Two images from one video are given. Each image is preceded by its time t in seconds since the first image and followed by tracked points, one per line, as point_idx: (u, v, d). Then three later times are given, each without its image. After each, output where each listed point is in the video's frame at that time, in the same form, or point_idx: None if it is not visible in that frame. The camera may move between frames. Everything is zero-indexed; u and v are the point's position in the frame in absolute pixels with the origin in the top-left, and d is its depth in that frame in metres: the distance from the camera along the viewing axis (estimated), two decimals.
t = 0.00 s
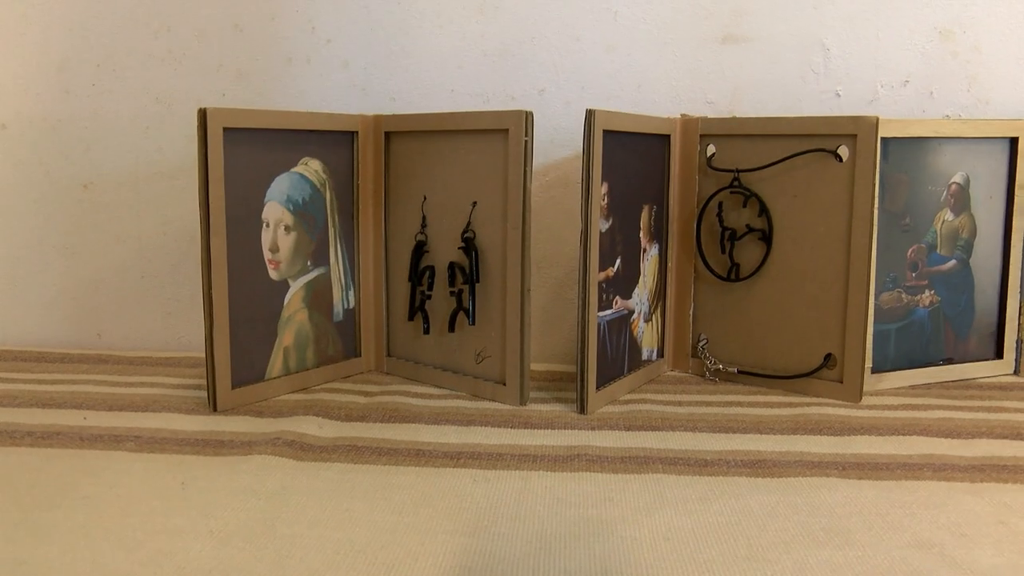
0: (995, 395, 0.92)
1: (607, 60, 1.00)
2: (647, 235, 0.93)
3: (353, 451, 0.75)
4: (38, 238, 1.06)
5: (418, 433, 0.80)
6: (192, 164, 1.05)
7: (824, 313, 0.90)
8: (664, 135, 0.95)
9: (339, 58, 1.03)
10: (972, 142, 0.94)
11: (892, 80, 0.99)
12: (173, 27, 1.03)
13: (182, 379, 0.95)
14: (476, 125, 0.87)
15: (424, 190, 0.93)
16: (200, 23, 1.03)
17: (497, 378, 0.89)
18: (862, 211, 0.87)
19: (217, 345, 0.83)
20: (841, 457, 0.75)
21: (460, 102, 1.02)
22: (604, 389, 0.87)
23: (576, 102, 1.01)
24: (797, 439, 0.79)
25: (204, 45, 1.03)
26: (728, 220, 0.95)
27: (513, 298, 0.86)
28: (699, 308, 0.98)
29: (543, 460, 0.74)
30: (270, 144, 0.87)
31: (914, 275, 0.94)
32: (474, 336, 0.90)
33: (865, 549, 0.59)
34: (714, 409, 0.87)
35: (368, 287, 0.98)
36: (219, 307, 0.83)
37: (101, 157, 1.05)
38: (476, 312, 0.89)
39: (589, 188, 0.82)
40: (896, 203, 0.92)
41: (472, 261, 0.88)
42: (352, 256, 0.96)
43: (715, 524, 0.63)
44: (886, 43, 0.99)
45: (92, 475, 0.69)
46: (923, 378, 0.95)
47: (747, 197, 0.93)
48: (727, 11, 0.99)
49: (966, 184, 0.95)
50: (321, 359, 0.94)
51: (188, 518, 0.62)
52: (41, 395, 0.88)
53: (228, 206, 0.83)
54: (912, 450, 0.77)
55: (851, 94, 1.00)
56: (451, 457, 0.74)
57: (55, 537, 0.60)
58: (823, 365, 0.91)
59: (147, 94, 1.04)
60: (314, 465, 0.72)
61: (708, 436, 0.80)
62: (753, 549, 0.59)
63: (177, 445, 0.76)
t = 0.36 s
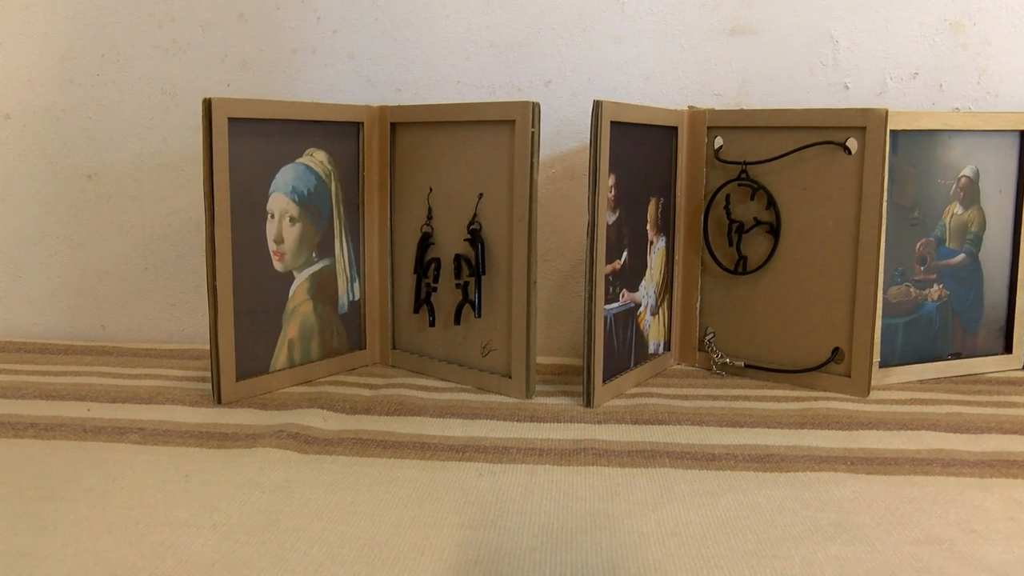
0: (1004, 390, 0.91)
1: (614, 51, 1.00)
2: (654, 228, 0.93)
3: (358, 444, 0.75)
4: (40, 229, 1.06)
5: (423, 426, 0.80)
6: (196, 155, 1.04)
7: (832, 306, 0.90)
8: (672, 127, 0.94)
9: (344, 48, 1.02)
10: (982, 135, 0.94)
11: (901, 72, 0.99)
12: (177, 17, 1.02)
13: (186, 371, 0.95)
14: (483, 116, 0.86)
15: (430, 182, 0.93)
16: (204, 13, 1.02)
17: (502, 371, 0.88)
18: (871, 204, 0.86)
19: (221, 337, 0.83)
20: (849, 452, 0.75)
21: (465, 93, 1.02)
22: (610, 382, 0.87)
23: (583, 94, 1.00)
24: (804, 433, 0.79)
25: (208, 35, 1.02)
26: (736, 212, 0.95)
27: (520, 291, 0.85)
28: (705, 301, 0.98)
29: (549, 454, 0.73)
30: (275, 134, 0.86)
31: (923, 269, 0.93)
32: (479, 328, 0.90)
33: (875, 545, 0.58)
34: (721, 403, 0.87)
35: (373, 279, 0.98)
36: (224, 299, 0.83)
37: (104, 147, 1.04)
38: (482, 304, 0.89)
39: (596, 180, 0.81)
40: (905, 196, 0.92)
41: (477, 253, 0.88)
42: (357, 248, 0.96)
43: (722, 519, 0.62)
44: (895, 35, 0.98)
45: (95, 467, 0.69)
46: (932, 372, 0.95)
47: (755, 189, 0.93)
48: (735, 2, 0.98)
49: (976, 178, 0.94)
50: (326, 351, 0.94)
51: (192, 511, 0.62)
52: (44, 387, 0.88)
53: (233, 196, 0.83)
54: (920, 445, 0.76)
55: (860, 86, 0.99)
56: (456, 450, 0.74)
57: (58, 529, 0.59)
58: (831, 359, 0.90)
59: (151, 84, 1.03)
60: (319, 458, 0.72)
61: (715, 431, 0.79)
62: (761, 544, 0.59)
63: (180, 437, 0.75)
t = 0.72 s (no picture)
0: (1010, 386, 0.92)
1: (618, 49, 1.00)
2: (660, 226, 0.93)
3: (368, 444, 0.75)
4: (46, 230, 1.06)
5: (432, 425, 0.80)
6: (201, 155, 1.04)
7: (838, 304, 0.90)
8: (677, 126, 0.94)
9: (349, 48, 1.02)
10: (987, 132, 0.94)
11: (906, 70, 0.99)
12: (182, 17, 1.02)
13: (193, 372, 0.95)
14: (489, 115, 0.86)
15: (437, 181, 0.93)
16: (209, 13, 1.02)
17: (510, 369, 0.89)
18: (877, 202, 0.87)
19: (229, 337, 0.83)
20: (858, 449, 0.75)
21: (470, 92, 1.02)
22: (617, 381, 0.87)
23: (588, 93, 1.00)
24: (812, 431, 0.79)
25: (213, 35, 1.02)
26: (742, 210, 0.95)
27: (527, 290, 0.85)
28: (711, 299, 0.98)
29: (559, 453, 0.73)
30: (281, 134, 0.86)
31: (928, 266, 0.93)
32: (487, 327, 0.90)
33: (887, 542, 0.59)
34: (728, 401, 0.87)
35: (380, 279, 0.98)
36: (232, 299, 0.83)
37: (109, 148, 1.04)
38: (489, 303, 0.89)
39: (604, 179, 0.82)
40: (911, 193, 0.92)
41: (485, 253, 0.88)
42: (364, 247, 0.96)
43: (734, 517, 0.62)
44: (900, 32, 0.98)
45: (106, 468, 0.69)
46: (938, 369, 0.95)
47: (761, 187, 0.93)
48: None
49: (981, 174, 0.94)
50: (333, 351, 0.94)
51: (205, 512, 0.62)
52: (51, 388, 0.88)
53: (240, 197, 0.83)
54: (929, 442, 0.76)
55: (864, 84, 0.99)
56: (466, 450, 0.74)
57: (71, 530, 0.59)
58: (837, 356, 0.90)
59: (156, 85, 1.03)
60: (329, 458, 0.72)
61: (724, 428, 0.79)
62: (774, 541, 0.59)
63: (190, 438, 0.75)
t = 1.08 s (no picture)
0: (1011, 389, 0.92)
1: (621, 53, 1.00)
2: (663, 230, 0.93)
3: (374, 447, 0.75)
4: (49, 233, 1.06)
5: (437, 428, 0.80)
6: (205, 158, 1.05)
7: (840, 307, 0.90)
8: (680, 130, 0.95)
9: (353, 52, 1.03)
10: (988, 136, 0.94)
11: (907, 74, 0.99)
12: (186, 21, 1.03)
13: (198, 374, 0.95)
14: (493, 119, 0.87)
15: (441, 185, 0.93)
16: (213, 17, 1.02)
17: (514, 372, 0.89)
18: (879, 205, 0.87)
19: (234, 340, 0.83)
20: (861, 451, 0.75)
21: (474, 96, 1.02)
22: (621, 383, 0.87)
23: (591, 97, 1.01)
24: (816, 433, 0.79)
25: (217, 39, 1.03)
26: (744, 214, 0.95)
27: (531, 293, 0.86)
28: (714, 302, 0.98)
29: (564, 455, 0.74)
30: (286, 138, 0.87)
31: (930, 269, 0.94)
32: (491, 330, 0.90)
33: (892, 543, 0.59)
34: (731, 404, 0.87)
35: (384, 282, 0.98)
36: (237, 302, 0.83)
37: (114, 151, 1.05)
38: (493, 306, 0.89)
39: (608, 183, 0.82)
40: (912, 197, 0.92)
41: (489, 256, 0.88)
42: (368, 250, 0.96)
43: (739, 518, 0.63)
44: (901, 37, 0.99)
45: (114, 470, 0.70)
46: (939, 371, 0.95)
47: (763, 191, 0.93)
48: (741, 4, 0.99)
49: (982, 178, 0.95)
50: (337, 354, 0.94)
51: (214, 514, 0.63)
52: (57, 391, 0.88)
53: (246, 201, 0.83)
54: (931, 445, 0.77)
55: (866, 88, 1.00)
56: (472, 452, 0.74)
57: (82, 533, 0.60)
58: (839, 359, 0.91)
59: (160, 88, 1.04)
60: (336, 460, 0.72)
61: (727, 431, 0.80)
62: (780, 543, 0.59)
63: (196, 441, 0.76)
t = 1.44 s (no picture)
0: (1010, 394, 0.93)
1: (623, 59, 1.01)
2: (664, 235, 0.94)
3: (377, 450, 0.76)
4: (54, 235, 1.07)
5: (439, 431, 0.81)
6: (209, 162, 1.05)
7: (840, 312, 0.91)
8: (681, 135, 0.96)
9: (357, 57, 1.03)
10: (987, 143, 0.95)
11: (907, 81, 1.00)
12: (191, 25, 1.03)
13: (201, 377, 0.95)
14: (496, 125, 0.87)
15: (443, 189, 0.94)
16: (218, 21, 1.03)
17: (516, 376, 0.89)
18: (879, 212, 0.88)
19: (238, 343, 0.84)
20: (861, 456, 0.76)
21: (477, 101, 1.03)
22: (622, 387, 0.88)
23: (593, 102, 1.01)
24: (816, 438, 0.80)
25: (221, 43, 1.03)
26: (745, 219, 0.96)
27: (533, 297, 0.86)
28: (715, 307, 0.99)
29: (566, 459, 0.74)
30: (290, 142, 0.87)
31: (930, 275, 0.95)
32: (493, 334, 0.91)
33: (891, 548, 0.60)
34: (732, 408, 0.88)
35: (386, 286, 0.99)
36: (241, 306, 0.84)
37: (119, 154, 1.05)
38: (495, 311, 0.90)
39: (610, 189, 0.83)
40: (912, 203, 0.93)
41: (491, 260, 0.89)
42: (370, 254, 0.97)
43: (740, 522, 0.63)
44: (901, 43, 0.99)
45: (119, 472, 0.70)
46: (939, 377, 0.96)
47: (764, 197, 0.94)
48: (743, 11, 1.00)
49: (982, 185, 0.95)
50: (339, 357, 0.95)
51: (219, 516, 0.63)
52: (62, 393, 0.89)
53: (250, 204, 0.84)
54: (930, 450, 0.77)
55: (866, 94, 1.00)
56: (474, 456, 0.75)
57: (88, 534, 0.60)
58: (839, 364, 0.91)
59: (164, 92, 1.04)
60: (339, 463, 0.73)
61: (728, 435, 0.80)
62: (780, 547, 0.60)
63: (201, 444, 0.76)
